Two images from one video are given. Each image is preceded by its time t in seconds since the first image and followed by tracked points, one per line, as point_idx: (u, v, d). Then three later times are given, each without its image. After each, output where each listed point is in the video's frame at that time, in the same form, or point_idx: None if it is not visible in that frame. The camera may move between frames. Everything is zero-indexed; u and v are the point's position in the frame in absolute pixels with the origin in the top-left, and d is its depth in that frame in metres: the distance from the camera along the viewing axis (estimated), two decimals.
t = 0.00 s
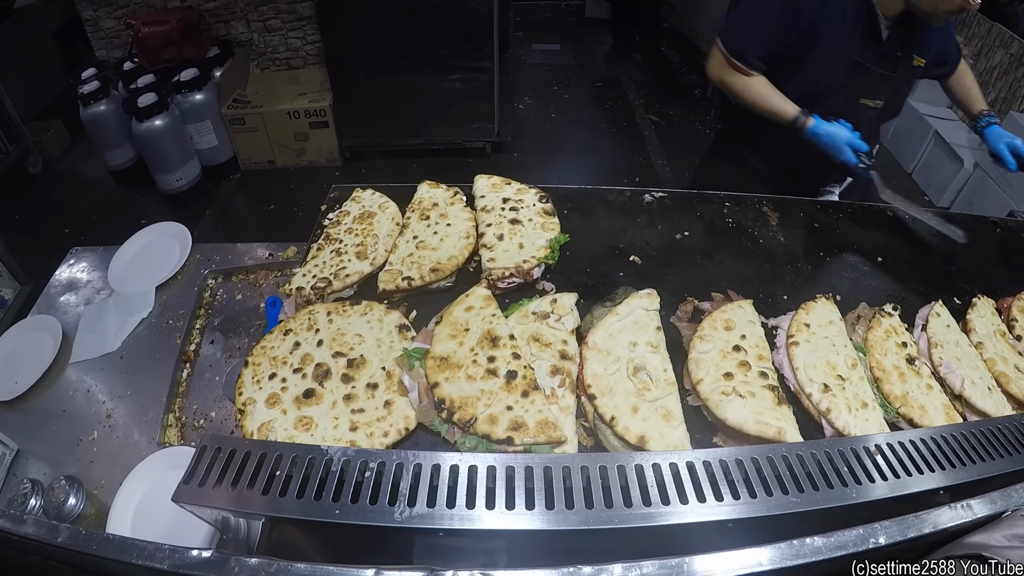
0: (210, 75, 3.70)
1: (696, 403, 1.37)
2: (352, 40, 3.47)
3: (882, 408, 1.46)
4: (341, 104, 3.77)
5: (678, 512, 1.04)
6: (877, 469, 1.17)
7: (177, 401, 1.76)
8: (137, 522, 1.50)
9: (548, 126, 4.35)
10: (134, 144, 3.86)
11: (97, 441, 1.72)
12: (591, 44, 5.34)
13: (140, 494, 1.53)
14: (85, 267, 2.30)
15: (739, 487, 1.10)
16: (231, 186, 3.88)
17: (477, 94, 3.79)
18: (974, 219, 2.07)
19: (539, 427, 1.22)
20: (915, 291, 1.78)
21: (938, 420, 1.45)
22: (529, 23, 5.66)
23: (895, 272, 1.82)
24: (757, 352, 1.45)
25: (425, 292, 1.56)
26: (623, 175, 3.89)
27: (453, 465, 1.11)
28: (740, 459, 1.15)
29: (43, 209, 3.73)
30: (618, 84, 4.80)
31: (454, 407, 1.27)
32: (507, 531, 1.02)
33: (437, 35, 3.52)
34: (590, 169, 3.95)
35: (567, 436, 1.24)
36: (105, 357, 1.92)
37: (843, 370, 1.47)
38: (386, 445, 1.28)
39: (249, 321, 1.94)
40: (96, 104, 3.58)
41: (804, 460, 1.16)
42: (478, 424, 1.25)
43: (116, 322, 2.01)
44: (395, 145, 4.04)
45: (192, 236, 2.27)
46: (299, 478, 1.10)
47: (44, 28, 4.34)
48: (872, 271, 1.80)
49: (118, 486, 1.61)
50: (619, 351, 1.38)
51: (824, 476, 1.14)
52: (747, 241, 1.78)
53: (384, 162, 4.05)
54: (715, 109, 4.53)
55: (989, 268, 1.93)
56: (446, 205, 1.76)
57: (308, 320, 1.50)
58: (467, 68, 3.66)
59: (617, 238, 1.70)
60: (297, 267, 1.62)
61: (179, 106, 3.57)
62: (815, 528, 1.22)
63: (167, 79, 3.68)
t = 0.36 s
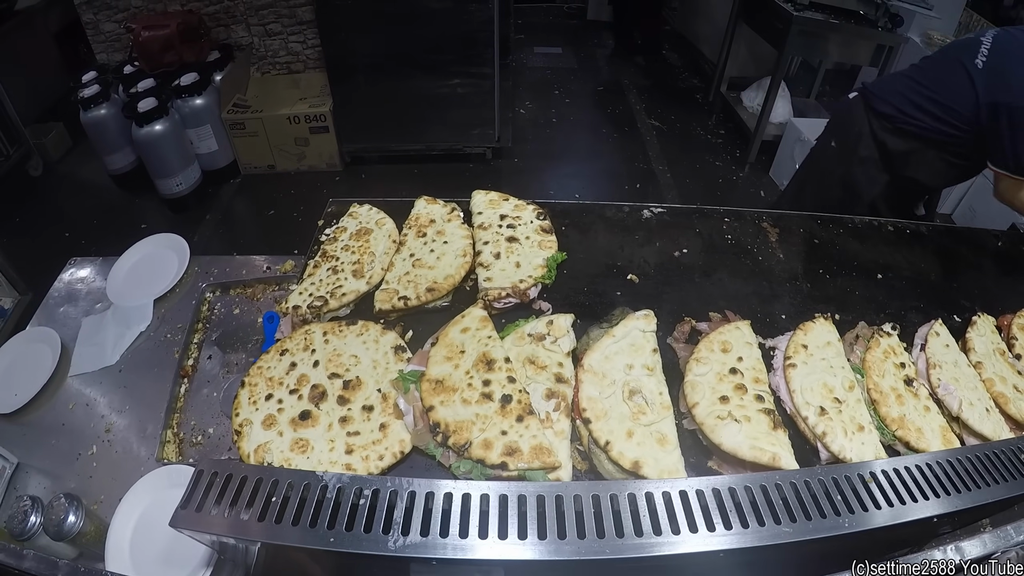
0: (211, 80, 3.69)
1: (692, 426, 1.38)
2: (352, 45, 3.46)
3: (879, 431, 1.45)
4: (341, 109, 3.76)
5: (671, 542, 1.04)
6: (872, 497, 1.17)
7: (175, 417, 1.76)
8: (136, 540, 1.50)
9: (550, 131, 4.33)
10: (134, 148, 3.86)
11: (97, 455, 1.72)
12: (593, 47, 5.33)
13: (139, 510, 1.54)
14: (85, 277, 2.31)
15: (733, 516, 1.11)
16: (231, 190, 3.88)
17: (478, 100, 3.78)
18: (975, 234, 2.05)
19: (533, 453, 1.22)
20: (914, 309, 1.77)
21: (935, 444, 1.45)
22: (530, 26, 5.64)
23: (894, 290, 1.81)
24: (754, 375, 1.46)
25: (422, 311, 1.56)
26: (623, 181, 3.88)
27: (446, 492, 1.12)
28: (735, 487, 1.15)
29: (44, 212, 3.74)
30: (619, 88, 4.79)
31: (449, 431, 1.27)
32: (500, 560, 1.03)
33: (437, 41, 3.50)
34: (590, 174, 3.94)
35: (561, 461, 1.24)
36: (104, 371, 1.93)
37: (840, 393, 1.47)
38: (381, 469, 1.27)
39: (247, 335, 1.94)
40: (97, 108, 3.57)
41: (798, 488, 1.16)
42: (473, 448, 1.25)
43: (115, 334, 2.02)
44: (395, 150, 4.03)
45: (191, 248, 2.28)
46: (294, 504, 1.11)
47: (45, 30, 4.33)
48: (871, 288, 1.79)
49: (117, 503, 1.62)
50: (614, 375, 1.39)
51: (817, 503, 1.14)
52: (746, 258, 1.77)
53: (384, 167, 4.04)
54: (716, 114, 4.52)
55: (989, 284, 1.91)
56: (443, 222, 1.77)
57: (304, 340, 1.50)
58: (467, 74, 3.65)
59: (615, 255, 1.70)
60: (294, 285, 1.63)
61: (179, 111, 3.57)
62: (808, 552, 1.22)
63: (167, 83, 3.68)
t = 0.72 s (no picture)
0: (209, 82, 3.66)
1: (691, 449, 1.37)
2: (351, 48, 3.43)
3: (881, 454, 1.43)
4: (340, 112, 3.74)
5: None
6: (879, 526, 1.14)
7: (168, 431, 1.73)
8: (128, 560, 1.46)
9: (551, 135, 4.30)
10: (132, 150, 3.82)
11: (90, 469, 1.70)
12: (595, 49, 5.30)
13: (134, 526, 1.50)
14: (79, 285, 2.29)
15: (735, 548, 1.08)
16: (229, 193, 3.85)
17: (479, 104, 3.75)
18: (980, 247, 2.02)
19: (529, 479, 1.20)
20: (918, 326, 1.74)
21: (938, 467, 1.42)
22: (532, 28, 5.61)
23: (898, 306, 1.77)
24: (755, 397, 1.44)
25: (417, 329, 1.55)
26: (625, 187, 3.84)
27: (440, 521, 1.09)
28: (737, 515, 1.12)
29: (41, 214, 3.72)
30: (621, 91, 4.76)
31: (444, 455, 1.25)
32: None
33: (438, 44, 3.46)
34: (592, 179, 3.90)
35: (558, 487, 1.22)
36: (97, 383, 1.90)
37: (842, 416, 1.45)
38: (374, 492, 1.25)
39: (242, 349, 1.92)
40: (95, 109, 3.53)
41: (803, 518, 1.13)
42: (468, 473, 1.23)
43: (108, 345, 1.99)
44: (394, 154, 4.00)
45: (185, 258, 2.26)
46: (286, 532, 1.08)
47: (44, 30, 4.30)
48: (875, 305, 1.76)
49: (110, 519, 1.60)
50: (613, 397, 1.37)
51: (823, 532, 1.11)
52: (748, 273, 1.74)
53: (383, 171, 4.01)
54: (719, 118, 4.48)
55: (995, 299, 1.88)
56: (439, 235, 1.76)
57: (298, 358, 1.49)
58: (468, 77, 3.61)
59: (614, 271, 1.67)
60: (288, 300, 1.62)
61: (178, 114, 3.54)
62: None
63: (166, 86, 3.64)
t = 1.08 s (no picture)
0: (210, 83, 3.64)
1: (697, 462, 1.35)
2: (353, 50, 3.40)
3: (888, 466, 1.41)
4: (341, 114, 3.72)
5: None
6: (890, 542, 1.11)
7: (167, 438, 1.71)
8: (127, 568, 1.44)
9: (554, 137, 4.28)
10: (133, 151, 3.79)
11: (88, 476, 1.68)
12: (598, 50, 5.28)
13: (130, 537, 1.47)
14: (78, 288, 2.27)
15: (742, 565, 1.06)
16: (230, 195, 3.84)
17: (481, 106, 3.73)
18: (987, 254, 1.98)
19: (533, 492, 1.19)
20: (925, 335, 1.71)
21: (945, 480, 1.39)
22: (534, 29, 5.59)
23: (905, 315, 1.75)
24: (761, 409, 1.42)
25: (419, 337, 1.54)
26: (628, 189, 3.82)
27: (443, 536, 1.07)
28: (745, 530, 1.10)
29: (41, 215, 3.70)
30: (624, 93, 4.74)
31: (446, 467, 1.23)
32: None
33: (440, 46, 3.44)
34: (595, 182, 3.88)
35: (562, 501, 1.20)
36: (96, 388, 1.89)
37: (849, 427, 1.43)
38: (375, 505, 1.23)
39: (241, 355, 1.91)
40: (96, 110, 3.51)
41: (812, 534, 1.11)
42: (470, 486, 1.21)
43: (107, 350, 1.98)
44: (395, 156, 3.98)
45: (185, 261, 2.24)
46: (285, 547, 1.06)
47: (46, 30, 4.29)
48: (880, 314, 1.73)
49: (108, 527, 1.58)
50: (617, 408, 1.36)
51: (832, 548, 1.09)
52: (753, 281, 1.72)
53: (384, 173, 3.99)
54: (722, 121, 4.46)
55: (1002, 307, 1.85)
56: (441, 242, 1.74)
57: (298, 367, 1.48)
58: (470, 79, 3.59)
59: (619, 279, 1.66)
60: (288, 307, 1.61)
61: (178, 114, 3.51)
62: None
63: (166, 87, 3.61)
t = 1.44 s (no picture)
0: (211, 83, 3.62)
1: (701, 470, 1.33)
2: (353, 50, 3.39)
3: (893, 474, 1.39)
4: (342, 114, 3.70)
5: None
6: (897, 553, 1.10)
7: (165, 442, 1.70)
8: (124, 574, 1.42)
9: (555, 138, 4.26)
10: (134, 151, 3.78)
11: (86, 478, 1.67)
12: (600, 51, 5.27)
13: (127, 543, 1.46)
14: (78, 288, 2.26)
15: None
16: (231, 195, 3.82)
17: (482, 107, 3.71)
18: (991, 257, 1.93)
19: (535, 501, 1.17)
20: (930, 341, 1.68)
21: (950, 488, 1.37)
22: (537, 30, 5.58)
23: (910, 321, 1.72)
24: (766, 416, 1.41)
25: (420, 342, 1.52)
26: (630, 191, 3.80)
27: (442, 545, 1.05)
28: (749, 540, 1.08)
29: (41, 214, 3.69)
30: (626, 95, 4.72)
31: (447, 474, 1.22)
32: None
33: (442, 47, 3.42)
34: (597, 184, 3.86)
35: (564, 509, 1.19)
36: (94, 390, 1.88)
37: (854, 435, 1.41)
38: (375, 512, 1.22)
39: (241, 359, 1.90)
40: (97, 109, 3.50)
41: (817, 543, 1.09)
42: (471, 494, 1.20)
43: (106, 352, 1.97)
44: (397, 157, 3.97)
45: (185, 263, 2.23)
46: (283, 556, 1.04)
47: (47, 29, 4.28)
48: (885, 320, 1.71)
49: (106, 531, 1.56)
50: (621, 415, 1.34)
51: (836, 559, 1.07)
52: (758, 286, 1.71)
53: (386, 174, 3.98)
54: (724, 123, 4.44)
55: (1007, 311, 1.78)
56: (443, 245, 1.73)
57: (297, 371, 1.47)
58: (472, 80, 3.58)
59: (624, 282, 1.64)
60: (288, 311, 1.60)
61: (179, 114, 3.49)
62: None
63: (167, 86, 3.60)
